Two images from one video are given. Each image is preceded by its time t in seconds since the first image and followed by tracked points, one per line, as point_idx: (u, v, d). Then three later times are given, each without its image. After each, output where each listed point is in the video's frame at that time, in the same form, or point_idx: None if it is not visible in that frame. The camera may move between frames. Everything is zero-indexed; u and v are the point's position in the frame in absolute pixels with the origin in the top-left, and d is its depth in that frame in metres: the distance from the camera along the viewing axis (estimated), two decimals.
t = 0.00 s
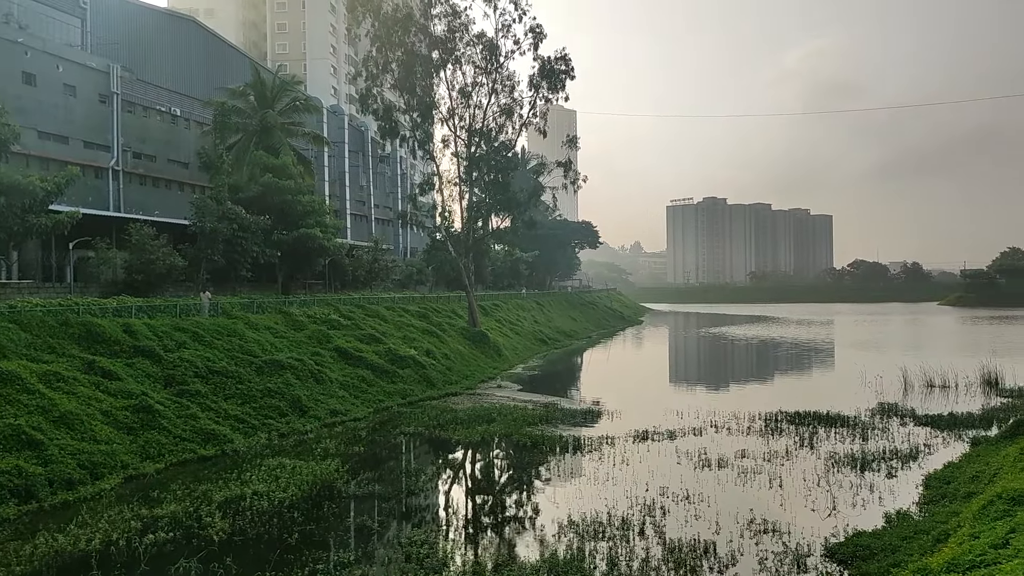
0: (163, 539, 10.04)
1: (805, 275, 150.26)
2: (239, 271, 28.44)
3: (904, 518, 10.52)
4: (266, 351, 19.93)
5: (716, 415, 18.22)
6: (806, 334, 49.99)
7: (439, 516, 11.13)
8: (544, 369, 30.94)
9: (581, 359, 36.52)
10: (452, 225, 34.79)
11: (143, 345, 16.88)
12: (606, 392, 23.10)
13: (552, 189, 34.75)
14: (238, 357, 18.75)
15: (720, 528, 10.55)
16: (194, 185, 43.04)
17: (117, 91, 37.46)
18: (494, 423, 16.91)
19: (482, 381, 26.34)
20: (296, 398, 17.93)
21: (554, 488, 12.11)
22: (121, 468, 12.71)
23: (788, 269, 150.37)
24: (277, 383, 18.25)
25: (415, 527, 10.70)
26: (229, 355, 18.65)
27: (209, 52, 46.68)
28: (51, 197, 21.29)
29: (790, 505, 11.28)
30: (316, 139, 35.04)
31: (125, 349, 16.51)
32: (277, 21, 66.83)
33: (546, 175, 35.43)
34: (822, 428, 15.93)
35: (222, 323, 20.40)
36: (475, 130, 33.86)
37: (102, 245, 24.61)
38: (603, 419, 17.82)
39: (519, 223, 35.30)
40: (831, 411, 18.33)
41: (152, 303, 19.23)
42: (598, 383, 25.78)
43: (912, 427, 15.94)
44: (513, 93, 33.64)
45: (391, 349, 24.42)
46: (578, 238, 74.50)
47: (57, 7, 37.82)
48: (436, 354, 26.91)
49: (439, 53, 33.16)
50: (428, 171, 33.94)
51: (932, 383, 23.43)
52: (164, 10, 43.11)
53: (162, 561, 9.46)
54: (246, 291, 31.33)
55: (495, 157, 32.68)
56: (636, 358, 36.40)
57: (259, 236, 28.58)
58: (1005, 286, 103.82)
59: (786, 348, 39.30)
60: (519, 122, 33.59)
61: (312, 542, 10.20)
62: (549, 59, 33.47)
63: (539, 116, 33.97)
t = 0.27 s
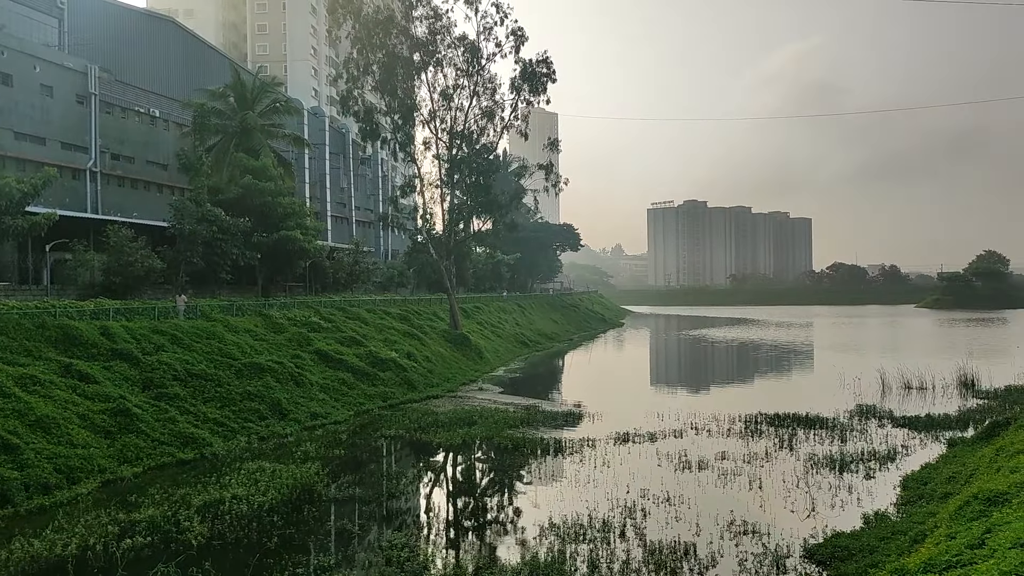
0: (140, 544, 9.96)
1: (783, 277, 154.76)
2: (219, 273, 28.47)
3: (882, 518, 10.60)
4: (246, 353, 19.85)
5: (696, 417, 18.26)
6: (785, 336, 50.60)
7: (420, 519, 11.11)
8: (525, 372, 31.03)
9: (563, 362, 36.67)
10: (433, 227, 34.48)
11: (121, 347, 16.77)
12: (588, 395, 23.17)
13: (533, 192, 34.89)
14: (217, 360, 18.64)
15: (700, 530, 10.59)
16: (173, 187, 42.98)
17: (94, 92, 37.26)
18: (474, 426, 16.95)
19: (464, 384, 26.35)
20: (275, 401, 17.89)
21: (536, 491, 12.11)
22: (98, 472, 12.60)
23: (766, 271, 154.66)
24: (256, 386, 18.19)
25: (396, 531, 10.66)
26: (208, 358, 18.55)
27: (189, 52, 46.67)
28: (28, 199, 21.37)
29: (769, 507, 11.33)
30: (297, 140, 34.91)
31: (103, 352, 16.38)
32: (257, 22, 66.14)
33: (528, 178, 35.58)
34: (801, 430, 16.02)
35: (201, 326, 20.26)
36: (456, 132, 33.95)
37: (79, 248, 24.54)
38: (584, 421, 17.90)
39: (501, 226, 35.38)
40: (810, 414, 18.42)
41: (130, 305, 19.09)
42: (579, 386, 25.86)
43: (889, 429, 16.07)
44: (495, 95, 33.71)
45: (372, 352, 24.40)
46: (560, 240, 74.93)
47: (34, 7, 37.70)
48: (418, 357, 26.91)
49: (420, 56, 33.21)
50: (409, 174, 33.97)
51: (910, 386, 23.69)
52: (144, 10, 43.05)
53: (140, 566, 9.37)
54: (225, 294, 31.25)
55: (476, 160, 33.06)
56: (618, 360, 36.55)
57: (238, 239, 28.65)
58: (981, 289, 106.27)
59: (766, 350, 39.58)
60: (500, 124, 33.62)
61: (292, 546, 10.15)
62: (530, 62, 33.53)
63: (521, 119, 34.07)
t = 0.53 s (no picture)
0: (117, 548, 9.86)
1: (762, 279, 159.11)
2: (198, 274, 28.40)
3: (860, 518, 10.69)
4: (226, 356, 19.76)
5: (677, 419, 18.33)
6: (763, 338, 51.06)
7: (400, 522, 11.09)
8: (506, 374, 31.15)
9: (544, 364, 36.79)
10: (414, 229, 34.51)
11: (98, 350, 16.65)
12: (569, 397, 23.26)
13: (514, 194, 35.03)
14: (195, 363, 18.54)
15: (680, 531, 10.62)
16: (151, 188, 42.89)
17: (71, 92, 37.12)
18: (455, 428, 16.96)
19: (444, 386, 26.42)
20: (255, 403, 17.84)
21: (516, 493, 12.12)
22: (74, 476, 12.48)
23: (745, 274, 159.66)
24: (235, 388, 18.11)
25: (376, 534, 10.62)
26: (187, 360, 18.46)
27: (167, 54, 46.77)
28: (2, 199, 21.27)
29: (749, 508, 11.39)
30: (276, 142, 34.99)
31: (79, 355, 16.26)
32: (237, 22, 65.89)
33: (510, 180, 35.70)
34: (780, 431, 16.12)
35: (180, 328, 20.13)
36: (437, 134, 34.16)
37: (56, 250, 24.40)
38: (565, 423, 17.99)
39: (482, 228, 35.56)
40: (790, 415, 18.54)
41: (107, 307, 18.95)
42: (560, 388, 26.06)
43: (867, 430, 16.26)
44: (476, 97, 33.74)
45: (353, 354, 24.40)
46: (541, 243, 75.51)
47: (11, 5, 37.12)
48: (398, 359, 26.94)
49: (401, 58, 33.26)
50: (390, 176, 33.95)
51: (887, 387, 23.90)
52: (122, 10, 43.01)
53: (117, 571, 9.28)
54: (204, 295, 31.13)
55: (458, 161, 33.19)
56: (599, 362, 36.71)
57: (218, 240, 28.61)
58: (955, 292, 108.03)
59: (745, 352, 39.96)
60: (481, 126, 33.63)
61: (271, 549, 10.09)
62: (512, 63, 33.50)
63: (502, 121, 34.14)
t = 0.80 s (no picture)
0: (92, 552, 9.77)
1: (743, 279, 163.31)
2: (175, 275, 28.35)
3: (836, 518, 10.78)
4: (203, 358, 19.69)
5: (655, 420, 18.43)
6: (741, 339, 51.49)
7: (379, 524, 11.07)
8: (485, 376, 31.29)
9: (523, 365, 36.96)
10: (394, 230, 34.51)
11: (72, 352, 16.54)
12: (547, 398, 23.41)
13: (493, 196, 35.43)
14: (172, 365, 18.44)
15: (658, 532, 10.66)
16: (127, 189, 42.69)
17: (46, 92, 36.80)
18: (434, 430, 16.97)
19: (424, 388, 26.52)
20: (233, 406, 17.82)
21: (496, 494, 12.13)
22: (48, 480, 12.36)
23: (724, 273, 163.74)
24: (212, 391, 18.08)
25: (354, 536, 10.59)
26: (163, 361, 18.38)
27: (143, 54, 46.67)
28: None
29: (726, 508, 11.46)
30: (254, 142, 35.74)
31: (53, 357, 16.13)
32: (214, 22, 66.40)
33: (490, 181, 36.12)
34: (757, 432, 16.24)
35: (156, 330, 19.99)
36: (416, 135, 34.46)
37: (30, 251, 24.27)
38: (543, 425, 18.09)
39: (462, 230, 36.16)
40: (768, 416, 18.68)
41: (82, 309, 18.81)
42: (539, 389, 26.20)
43: (843, 430, 16.44)
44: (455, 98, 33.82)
45: (332, 356, 24.43)
46: (520, 245, 76.10)
47: None
48: (377, 361, 27.01)
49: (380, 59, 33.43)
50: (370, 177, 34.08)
51: (863, 388, 24.14)
52: (98, 9, 42.85)
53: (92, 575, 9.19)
54: (181, 297, 31.06)
55: (438, 163, 33.65)
56: (578, 364, 36.94)
57: (195, 241, 28.55)
58: (931, 293, 109.62)
59: (722, 353, 40.35)
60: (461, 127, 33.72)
61: (248, 552, 10.03)
62: (492, 65, 33.75)
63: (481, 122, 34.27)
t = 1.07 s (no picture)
0: (64, 556, 9.65)
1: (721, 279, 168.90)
2: (149, 275, 28.69)
3: (811, 518, 10.87)
4: (178, 359, 19.67)
5: (632, 421, 18.62)
6: (715, 341, 52.07)
7: (356, 526, 11.04)
8: (462, 377, 31.51)
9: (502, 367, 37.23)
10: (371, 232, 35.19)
11: (44, 354, 16.45)
12: (525, 400, 23.64)
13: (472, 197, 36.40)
14: (146, 366, 18.41)
15: (636, 532, 10.69)
16: (102, 189, 42.56)
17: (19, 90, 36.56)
18: (411, 431, 17.01)
19: (402, 389, 26.79)
20: (208, 407, 17.86)
21: (474, 496, 12.13)
22: (19, 483, 12.26)
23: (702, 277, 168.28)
24: (188, 392, 18.10)
25: (331, 539, 10.54)
26: (137, 362, 18.36)
27: (116, 52, 46.47)
28: None
29: (703, 509, 11.53)
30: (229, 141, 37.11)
31: (25, 359, 16.01)
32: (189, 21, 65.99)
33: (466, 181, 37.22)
34: (733, 433, 16.41)
35: (129, 331, 19.84)
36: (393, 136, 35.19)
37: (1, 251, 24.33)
38: (521, 425, 18.25)
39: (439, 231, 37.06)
40: (745, 416, 18.85)
41: (54, 310, 18.70)
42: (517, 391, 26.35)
43: (819, 431, 16.61)
44: (432, 99, 34.27)
45: (308, 357, 24.56)
46: (498, 246, 76.84)
47: None
48: (353, 362, 27.19)
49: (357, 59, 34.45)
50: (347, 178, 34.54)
51: (838, 389, 24.40)
52: (72, 7, 42.43)
53: None
54: (155, 298, 31.22)
55: (414, 165, 34.49)
56: (557, 365, 37.22)
57: (170, 241, 28.84)
58: (906, 296, 110.88)
59: (699, 354, 40.82)
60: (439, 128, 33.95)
61: (223, 555, 9.95)
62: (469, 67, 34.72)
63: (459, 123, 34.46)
